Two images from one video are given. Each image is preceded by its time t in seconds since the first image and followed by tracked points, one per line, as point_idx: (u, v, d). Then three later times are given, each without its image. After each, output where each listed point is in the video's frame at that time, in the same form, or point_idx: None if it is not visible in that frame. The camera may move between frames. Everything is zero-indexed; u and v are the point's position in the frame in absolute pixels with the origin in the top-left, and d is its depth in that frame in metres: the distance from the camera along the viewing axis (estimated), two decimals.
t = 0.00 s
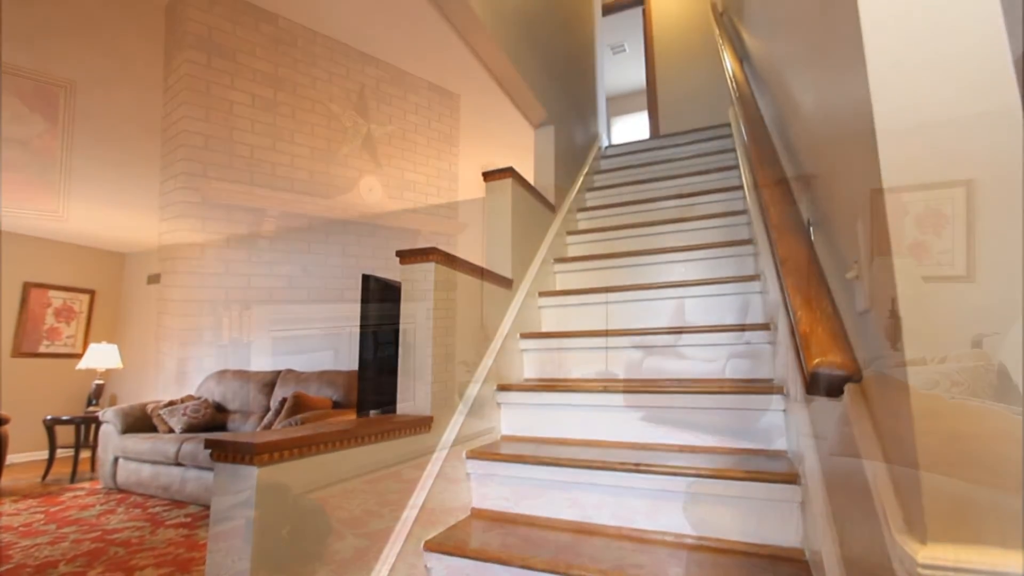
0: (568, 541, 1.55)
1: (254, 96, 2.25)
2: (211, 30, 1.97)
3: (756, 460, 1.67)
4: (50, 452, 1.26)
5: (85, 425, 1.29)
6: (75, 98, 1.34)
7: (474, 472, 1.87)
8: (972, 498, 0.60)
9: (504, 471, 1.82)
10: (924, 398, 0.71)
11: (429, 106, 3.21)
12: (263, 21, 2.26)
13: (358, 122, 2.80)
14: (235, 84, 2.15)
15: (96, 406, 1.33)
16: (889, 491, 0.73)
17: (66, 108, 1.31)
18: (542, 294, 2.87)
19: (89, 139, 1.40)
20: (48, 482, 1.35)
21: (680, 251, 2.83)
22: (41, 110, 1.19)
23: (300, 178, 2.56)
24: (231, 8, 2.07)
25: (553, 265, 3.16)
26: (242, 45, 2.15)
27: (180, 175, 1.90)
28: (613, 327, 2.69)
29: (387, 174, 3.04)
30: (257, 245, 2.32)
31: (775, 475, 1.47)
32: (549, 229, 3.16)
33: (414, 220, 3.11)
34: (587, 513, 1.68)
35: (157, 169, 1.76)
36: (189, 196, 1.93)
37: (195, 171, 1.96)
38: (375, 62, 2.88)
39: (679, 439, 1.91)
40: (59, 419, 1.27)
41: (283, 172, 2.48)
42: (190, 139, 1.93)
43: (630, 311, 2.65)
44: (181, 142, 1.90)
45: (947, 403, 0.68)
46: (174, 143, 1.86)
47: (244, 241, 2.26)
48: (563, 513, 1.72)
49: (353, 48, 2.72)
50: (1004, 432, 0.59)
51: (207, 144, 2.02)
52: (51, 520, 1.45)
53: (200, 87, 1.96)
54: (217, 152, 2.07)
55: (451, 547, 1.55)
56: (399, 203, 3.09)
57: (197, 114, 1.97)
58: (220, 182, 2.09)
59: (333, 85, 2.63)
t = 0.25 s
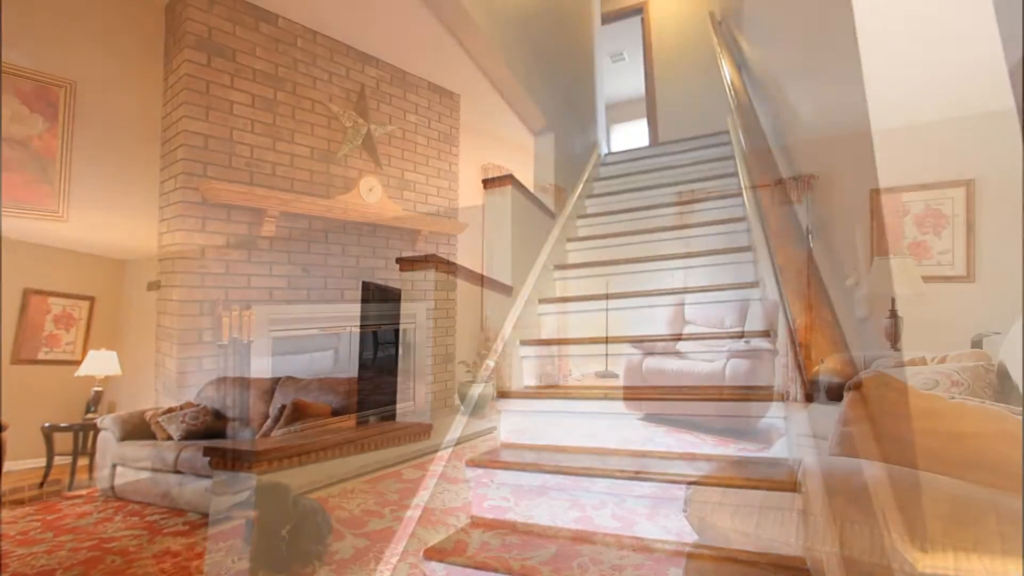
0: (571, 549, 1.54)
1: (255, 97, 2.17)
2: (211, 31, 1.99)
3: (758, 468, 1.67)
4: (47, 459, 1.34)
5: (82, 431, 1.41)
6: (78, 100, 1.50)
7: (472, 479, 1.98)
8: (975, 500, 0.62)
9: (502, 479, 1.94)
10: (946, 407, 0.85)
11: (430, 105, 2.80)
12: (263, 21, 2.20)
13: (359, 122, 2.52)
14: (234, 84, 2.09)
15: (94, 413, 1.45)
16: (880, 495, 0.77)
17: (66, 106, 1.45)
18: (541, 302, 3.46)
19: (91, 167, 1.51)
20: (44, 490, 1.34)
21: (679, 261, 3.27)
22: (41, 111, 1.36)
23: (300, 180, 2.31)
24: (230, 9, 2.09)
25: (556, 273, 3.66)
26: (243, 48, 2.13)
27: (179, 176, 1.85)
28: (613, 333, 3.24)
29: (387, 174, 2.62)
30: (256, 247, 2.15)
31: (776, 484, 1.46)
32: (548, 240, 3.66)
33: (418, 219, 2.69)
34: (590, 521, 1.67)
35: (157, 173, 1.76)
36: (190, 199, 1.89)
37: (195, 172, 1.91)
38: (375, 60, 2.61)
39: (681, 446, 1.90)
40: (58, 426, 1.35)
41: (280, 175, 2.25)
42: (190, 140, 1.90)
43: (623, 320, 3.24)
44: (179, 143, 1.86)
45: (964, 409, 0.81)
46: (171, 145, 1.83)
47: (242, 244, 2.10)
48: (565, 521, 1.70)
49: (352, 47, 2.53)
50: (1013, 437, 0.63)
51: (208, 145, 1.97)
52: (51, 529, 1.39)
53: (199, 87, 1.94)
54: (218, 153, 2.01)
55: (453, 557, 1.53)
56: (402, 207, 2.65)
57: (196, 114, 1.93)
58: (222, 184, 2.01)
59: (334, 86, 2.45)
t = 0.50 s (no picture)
0: (570, 549, 1.53)
1: (254, 97, 2.19)
2: (211, 31, 2.02)
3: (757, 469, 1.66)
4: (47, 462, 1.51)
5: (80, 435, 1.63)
6: (77, 99, 1.71)
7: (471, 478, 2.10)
8: (973, 499, 0.65)
9: (502, 477, 2.11)
10: (941, 403, 0.81)
11: (430, 105, 2.87)
12: (263, 21, 2.21)
13: (359, 122, 2.55)
14: (233, 84, 2.11)
15: (94, 417, 1.68)
16: (884, 496, 0.72)
17: (63, 103, 1.65)
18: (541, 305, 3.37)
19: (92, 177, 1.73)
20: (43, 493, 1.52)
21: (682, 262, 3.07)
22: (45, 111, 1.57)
23: (299, 180, 2.35)
24: (230, 8, 2.10)
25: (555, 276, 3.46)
26: (243, 48, 2.14)
27: (179, 176, 1.96)
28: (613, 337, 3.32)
29: (387, 174, 2.69)
30: (256, 248, 2.17)
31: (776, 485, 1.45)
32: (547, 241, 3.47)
33: (418, 219, 2.70)
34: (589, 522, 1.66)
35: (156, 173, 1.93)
36: (190, 199, 1.98)
37: (195, 172, 1.99)
38: (375, 60, 2.63)
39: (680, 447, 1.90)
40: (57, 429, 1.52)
41: (280, 174, 2.28)
42: (190, 140, 1.97)
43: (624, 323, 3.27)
44: (179, 142, 1.95)
45: (965, 407, 0.78)
46: (170, 145, 1.96)
47: (242, 244, 2.13)
48: (563, 522, 1.70)
49: (353, 48, 2.54)
50: (1009, 437, 0.69)
51: (208, 145, 2.04)
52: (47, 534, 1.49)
53: (199, 88, 2.00)
54: (218, 153, 2.07)
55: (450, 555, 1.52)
56: (403, 207, 2.75)
57: (196, 114, 2.00)
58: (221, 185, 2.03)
59: (333, 85, 2.47)
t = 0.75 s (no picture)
0: (570, 549, 1.53)
1: (254, 97, 2.16)
2: (211, 31, 2.01)
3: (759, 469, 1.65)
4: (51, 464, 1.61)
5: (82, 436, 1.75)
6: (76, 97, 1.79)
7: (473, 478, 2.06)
8: (974, 498, 0.66)
9: (502, 478, 2.07)
10: (942, 402, 0.80)
11: (430, 105, 2.90)
12: (263, 21, 2.18)
13: (359, 122, 2.51)
14: (233, 84, 2.08)
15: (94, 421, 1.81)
16: (885, 495, 0.71)
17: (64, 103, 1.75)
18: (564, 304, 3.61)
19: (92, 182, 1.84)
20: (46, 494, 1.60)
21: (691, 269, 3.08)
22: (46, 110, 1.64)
23: (300, 180, 2.32)
24: (231, 8, 2.08)
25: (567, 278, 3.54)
26: (243, 48, 2.11)
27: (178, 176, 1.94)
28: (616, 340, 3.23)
29: (387, 174, 2.67)
30: (256, 248, 2.13)
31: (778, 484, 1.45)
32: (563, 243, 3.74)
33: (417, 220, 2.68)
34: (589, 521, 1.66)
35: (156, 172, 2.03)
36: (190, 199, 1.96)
37: (195, 172, 1.96)
38: (375, 60, 2.61)
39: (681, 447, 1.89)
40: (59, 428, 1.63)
41: (280, 174, 2.24)
42: (190, 140, 1.96)
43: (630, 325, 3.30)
44: (179, 142, 1.95)
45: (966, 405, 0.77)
46: (172, 144, 1.97)
47: (242, 244, 2.09)
48: (564, 522, 1.69)
49: (353, 47, 2.52)
50: (1008, 434, 0.68)
51: (208, 145, 2.01)
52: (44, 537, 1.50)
53: (199, 87, 1.98)
54: (218, 153, 2.03)
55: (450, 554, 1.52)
56: (403, 207, 2.75)
57: (196, 113, 1.97)
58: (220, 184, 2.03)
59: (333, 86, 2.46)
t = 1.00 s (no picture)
0: (570, 548, 1.53)
1: (254, 97, 2.15)
2: (211, 31, 2.02)
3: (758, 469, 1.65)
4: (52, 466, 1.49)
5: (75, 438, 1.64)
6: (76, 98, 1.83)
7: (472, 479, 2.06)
8: (974, 498, 0.66)
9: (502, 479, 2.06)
10: (941, 401, 0.80)
11: (430, 105, 2.90)
12: (263, 21, 2.18)
13: (359, 122, 2.49)
14: (234, 84, 2.08)
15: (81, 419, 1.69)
16: (885, 495, 0.71)
17: (66, 104, 1.79)
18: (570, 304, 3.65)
19: (93, 184, 1.86)
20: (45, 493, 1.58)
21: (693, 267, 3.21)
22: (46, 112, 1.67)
23: (299, 180, 2.31)
24: (231, 8, 2.08)
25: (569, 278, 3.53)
26: (243, 48, 2.11)
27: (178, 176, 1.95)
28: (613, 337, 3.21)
29: (387, 174, 2.65)
30: (256, 247, 2.13)
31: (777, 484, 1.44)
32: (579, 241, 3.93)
33: (417, 220, 2.65)
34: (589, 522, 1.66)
35: (156, 173, 2.03)
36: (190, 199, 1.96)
37: (195, 172, 1.95)
38: (374, 60, 2.63)
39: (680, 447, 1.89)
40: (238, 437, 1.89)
41: (279, 175, 2.23)
42: (190, 140, 1.96)
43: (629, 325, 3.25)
44: (179, 143, 1.95)
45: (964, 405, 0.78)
46: (172, 144, 1.98)
47: (242, 244, 2.09)
48: (564, 521, 1.69)
49: (352, 48, 2.53)
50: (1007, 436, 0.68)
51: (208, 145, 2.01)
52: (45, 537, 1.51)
53: (199, 87, 1.97)
54: (218, 153, 2.03)
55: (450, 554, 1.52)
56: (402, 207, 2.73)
57: (196, 113, 1.97)
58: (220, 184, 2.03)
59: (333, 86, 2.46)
